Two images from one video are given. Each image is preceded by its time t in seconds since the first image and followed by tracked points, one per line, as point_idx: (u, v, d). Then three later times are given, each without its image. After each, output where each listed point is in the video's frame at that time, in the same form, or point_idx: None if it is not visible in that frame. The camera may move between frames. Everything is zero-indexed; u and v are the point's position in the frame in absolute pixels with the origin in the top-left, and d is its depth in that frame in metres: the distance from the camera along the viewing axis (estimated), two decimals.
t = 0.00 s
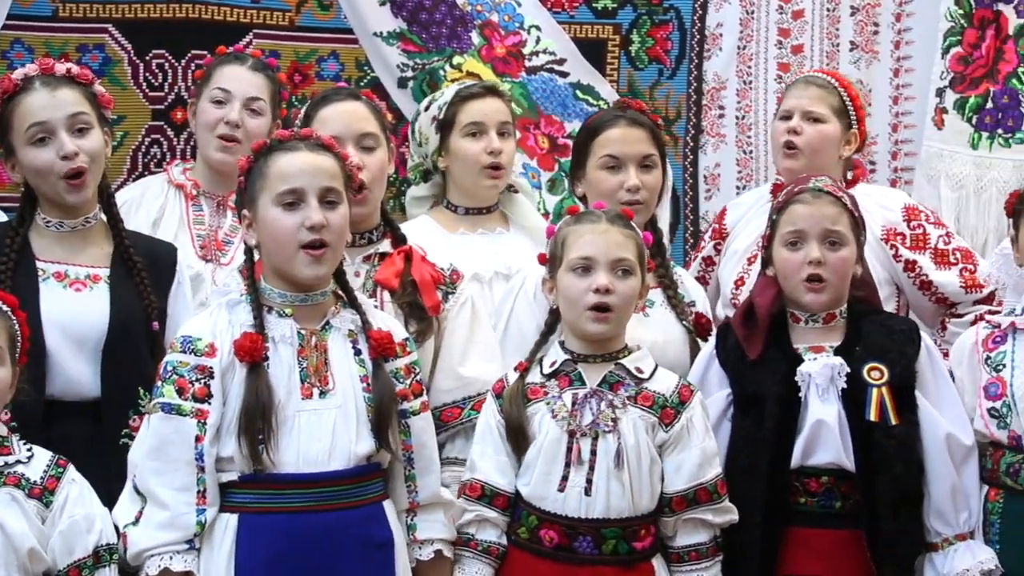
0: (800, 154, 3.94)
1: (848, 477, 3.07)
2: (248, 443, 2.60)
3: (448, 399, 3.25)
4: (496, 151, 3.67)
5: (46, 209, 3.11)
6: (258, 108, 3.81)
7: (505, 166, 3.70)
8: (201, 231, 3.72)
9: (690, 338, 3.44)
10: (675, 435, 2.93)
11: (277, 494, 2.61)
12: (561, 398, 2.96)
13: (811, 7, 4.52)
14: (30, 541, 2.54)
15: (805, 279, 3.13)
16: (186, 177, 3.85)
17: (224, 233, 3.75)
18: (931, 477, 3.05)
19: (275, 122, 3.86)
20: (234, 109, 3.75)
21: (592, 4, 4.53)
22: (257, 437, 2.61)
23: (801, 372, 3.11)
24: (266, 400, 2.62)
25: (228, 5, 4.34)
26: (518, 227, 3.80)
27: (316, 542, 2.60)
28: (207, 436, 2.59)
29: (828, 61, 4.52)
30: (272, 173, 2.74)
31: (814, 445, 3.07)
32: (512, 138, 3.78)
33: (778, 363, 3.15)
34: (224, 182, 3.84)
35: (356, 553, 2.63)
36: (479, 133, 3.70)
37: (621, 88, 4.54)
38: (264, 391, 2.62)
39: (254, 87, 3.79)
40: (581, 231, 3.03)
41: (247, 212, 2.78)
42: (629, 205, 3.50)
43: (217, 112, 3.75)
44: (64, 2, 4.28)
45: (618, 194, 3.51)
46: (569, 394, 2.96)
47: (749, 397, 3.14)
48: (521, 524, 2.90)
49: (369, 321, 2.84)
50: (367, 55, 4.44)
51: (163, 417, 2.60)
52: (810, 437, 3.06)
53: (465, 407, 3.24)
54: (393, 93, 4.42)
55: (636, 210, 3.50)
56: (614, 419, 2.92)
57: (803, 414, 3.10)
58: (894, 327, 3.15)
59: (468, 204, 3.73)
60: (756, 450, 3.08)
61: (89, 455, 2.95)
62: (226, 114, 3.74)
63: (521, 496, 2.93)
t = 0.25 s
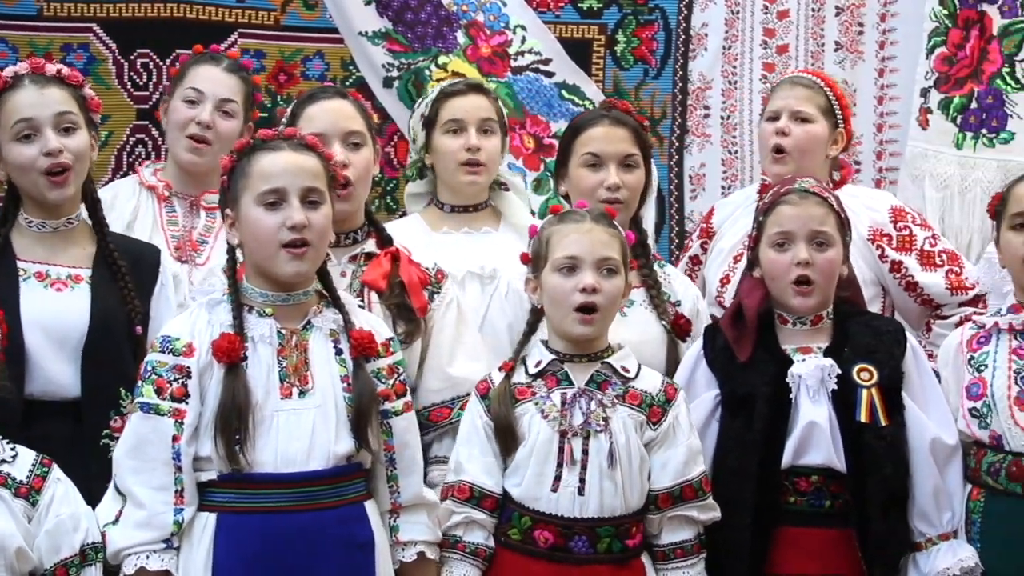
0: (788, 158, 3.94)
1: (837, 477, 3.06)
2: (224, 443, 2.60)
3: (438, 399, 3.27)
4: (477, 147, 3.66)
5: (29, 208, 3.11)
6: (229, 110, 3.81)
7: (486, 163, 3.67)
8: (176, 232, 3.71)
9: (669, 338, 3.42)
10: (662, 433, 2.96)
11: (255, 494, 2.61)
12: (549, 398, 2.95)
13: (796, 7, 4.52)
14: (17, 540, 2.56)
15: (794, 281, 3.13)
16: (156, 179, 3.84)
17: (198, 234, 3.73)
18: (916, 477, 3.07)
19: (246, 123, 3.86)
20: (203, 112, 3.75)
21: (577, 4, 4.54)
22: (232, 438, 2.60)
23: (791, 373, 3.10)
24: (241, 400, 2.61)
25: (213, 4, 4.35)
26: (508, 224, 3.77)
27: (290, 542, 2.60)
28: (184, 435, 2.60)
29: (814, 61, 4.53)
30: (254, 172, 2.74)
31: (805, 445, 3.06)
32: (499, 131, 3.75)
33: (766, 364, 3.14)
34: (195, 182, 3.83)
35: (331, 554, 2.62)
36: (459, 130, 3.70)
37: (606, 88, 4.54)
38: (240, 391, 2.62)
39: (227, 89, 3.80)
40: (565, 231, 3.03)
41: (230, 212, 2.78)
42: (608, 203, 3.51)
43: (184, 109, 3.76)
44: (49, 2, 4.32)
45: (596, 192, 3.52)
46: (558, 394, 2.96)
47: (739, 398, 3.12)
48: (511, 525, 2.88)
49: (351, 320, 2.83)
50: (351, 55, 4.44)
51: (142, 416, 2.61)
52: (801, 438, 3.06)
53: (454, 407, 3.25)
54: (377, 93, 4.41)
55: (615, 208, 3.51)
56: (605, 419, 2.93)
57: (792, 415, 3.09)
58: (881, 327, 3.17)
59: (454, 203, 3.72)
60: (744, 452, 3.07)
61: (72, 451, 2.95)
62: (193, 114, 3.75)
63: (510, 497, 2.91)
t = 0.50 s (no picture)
0: (775, 154, 3.94)
1: (827, 477, 3.07)
2: (198, 441, 2.61)
3: (424, 398, 3.27)
4: (457, 144, 3.68)
5: (7, 207, 3.11)
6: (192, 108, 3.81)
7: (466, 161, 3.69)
8: (140, 231, 3.73)
9: (641, 335, 3.43)
10: (649, 430, 3.00)
11: (230, 492, 2.62)
12: (544, 398, 2.95)
13: (780, 8, 4.54)
14: (7, 538, 2.52)
15: (781, 277, 3.14)
16: (119, 179, 3.84)
17: (163, 232, 3.75)
18: (898, 476, 3.08)
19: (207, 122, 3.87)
20: (167, 108, 3.75)
21: (561, 4, 4.56)
22: (205, 438, 2.61)
23: (781, 373, 3.11)
24: (216, 400, 2.63)
25: (197, 4, 4.36)
26: (497, 227, 3.78)
27: (262, 541, 2.61)
28: (161, 432, 2.62)
29: (797, 61, 4.53)
30: (237, 172, 2.75)
31: (797, 445, 3.07)
32: (489, 131, 3.77)
33: (756, 364, 3.15)
34: (159, 180, 3.84)
35: (302, 554, 2.63)
36: (445, 126, 3.73)
37: (590, 88, 4.57)
38: (215, 391, 2.63)
39: (191, 88, 3.80)
40: (548, 233, 3.04)
41: (214, 212, 2.79)
42: (587, 197, 3.52)
43: (148, 106, 3.75)
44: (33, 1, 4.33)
45: (575, 186, 3.53)
46: (551, 394, 2.96)
47: (728, 398, 3.13)
48: (510, 527, 2.88)
49: (334, 318, 2.83)
50: (336, 55, 4.45)
51: (122, 414, 2.64)
52: (793, 438, 3.07)
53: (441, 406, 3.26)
54: (363, 93, 4.43)
55: (594, 203, 3.52)
56: (601, 418, 2.94)
57: (781, 416, 3.10)
58: (864, 327, 3.20)
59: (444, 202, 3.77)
60: (733, 452, 3.08)
61: (46, 455, 2.96)
62: (158, 112, 3.75)
63: (505, 498, 2.90)
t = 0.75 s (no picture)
0: (763, 154, 3.95)
1: (813, 477, 3.08)
2: (173, 440, 2.61)
3: (410, 398, 3.26)
4: (437, 147, 3.70)
5: None
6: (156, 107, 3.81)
7: (446, 164, 3.70)
8: (108, 231, 3.73)
9: (619, 334, 3.40)
10: (629, 427, 3.03)
11: (206, 490, 2.61)
12: (536, 398, 2.95)
13: (764, 7, 4.54)
14: None
15: (769, 275, 3.14)
16: (84, 181, 3.83)
17: (132, 231, 3.74)
18: (883, 476, 3.09)
19: (171, 119, 3.87)
20: (132, 107, 3.74)
21: (546, 4, 4.59)
22: (180, 439, 2.61)
23: (767, 374, 3.12)
24: (192, 401, 2.62)
25: (182, 3, 4.36)
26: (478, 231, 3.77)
27: (236, 539, 2.59)
28: (140, 431, 2.63)
29: (782, 61, 4.54)
30: (226, 171, 2.74)
31: (783, 446, 3.08)
32: (473, 137, 3.77)
33: (743, 365, 3.15)
34: (125, 180, 3.84)
35: (276, 555, 2.59)
36: (430, 129, 3.75)
37: (576, 87, 4.58)
38: (191, 392, 2.63)
39: (154, 86, 3.79)
40: (529, 232, 3.04)
41: (202, 210, 2.78)
42: (568, 196, 3.52)
43: (111, 107, 3.74)
44: None
45: (559, 185, 3.53)
46: (542, 393, 2.96)
47: (716, 398, 3.13)
48: (506, 528, 2.86)
49: (318, 317, 2.81)
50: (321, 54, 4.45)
51: (106, 412, 2.66)
52: (779, 438, 3.07)
53: (428, 405, 3.24)
54: (348, 92, 4.43)
55: (577, 202, 3.52)
56: (592, 415, 2.96)
57: (767, 418, 3.11)
58: (851, 327, 3.21)
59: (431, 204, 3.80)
60: (721, 452, 3.09)
61: (26, 452, 2.93)
62: (122, 111, 3.73)
63: (498, 498, 2.89)
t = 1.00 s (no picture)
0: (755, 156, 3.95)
1: (798, 477, 3.08)
2: (161, 440, 2.60)
3: (399, 398, 3.24)
4: (423, 151, 3.69)
5: None
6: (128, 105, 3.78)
7: (429, 169, 3.69)
8: (82, 230, 3.72)
9: (605, 336, 3.41)
10: (614, 425, 3.03)
11: (194, 490, 2.60)
12: (525, 398, 2.95)
13: (752, 7, 4.54)
14: None
15: (756, 275, 3.14)
16: (57, 181, 3.82)
17: (106, 229, 3.74)
18: (871, 477, 3.08)
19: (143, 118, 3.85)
20: (101, 106, 3.72)
21: (534, 4, 4.58)
22: (167, 439, 2.60)
23: (753, 373, 3.12)
24: (180, 403, 2.61)
25: (169, 3, 4.35)
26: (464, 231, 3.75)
27: (225, 539, 2.57)
28: (129, 430, 2.62)
29: (770, 61, 4.54)
30: (214, 170, 2.73)
31: (768, 445, 3.07)
32: (461, 141, 3.76)
33: (727, 365, 3.15)
34: (99, 179, 3.83)
35: (265, 555, 2.58)
36: (418, 132, 3.75)
37: (563, 87, 4.57)
38: (180, 393, 2.62)
39: (124, 84, 3.77)
40: (508, 232, 3.03)
41: (190, 210, 2.77)
42: (555, 193, 3.51)
43: (82, 106, 3.71)
44: None
45: (545, 182, 3.52)
46: (530, 394, 2.96)
47: (701, 398, 3.12)
48: (499, 529, 2.85)
49: (308, 317, 2.79)
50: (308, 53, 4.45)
51: (96, 412, 2.65)
52: (765, 437, 3.07)
53: (416, 405, 3.23)
54: (335, 92, 4.41)
55: (563, 200, 3.51)
56: (580, 415, 2.96)
57: (753, 417, 3.10)
58: (837, 327, 3.20)
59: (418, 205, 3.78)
60: (706, 451, 3.07)
61: (6, 452, 2.93)
62: (93, 111, 3.71)
63: (489, 498, 2.88)
